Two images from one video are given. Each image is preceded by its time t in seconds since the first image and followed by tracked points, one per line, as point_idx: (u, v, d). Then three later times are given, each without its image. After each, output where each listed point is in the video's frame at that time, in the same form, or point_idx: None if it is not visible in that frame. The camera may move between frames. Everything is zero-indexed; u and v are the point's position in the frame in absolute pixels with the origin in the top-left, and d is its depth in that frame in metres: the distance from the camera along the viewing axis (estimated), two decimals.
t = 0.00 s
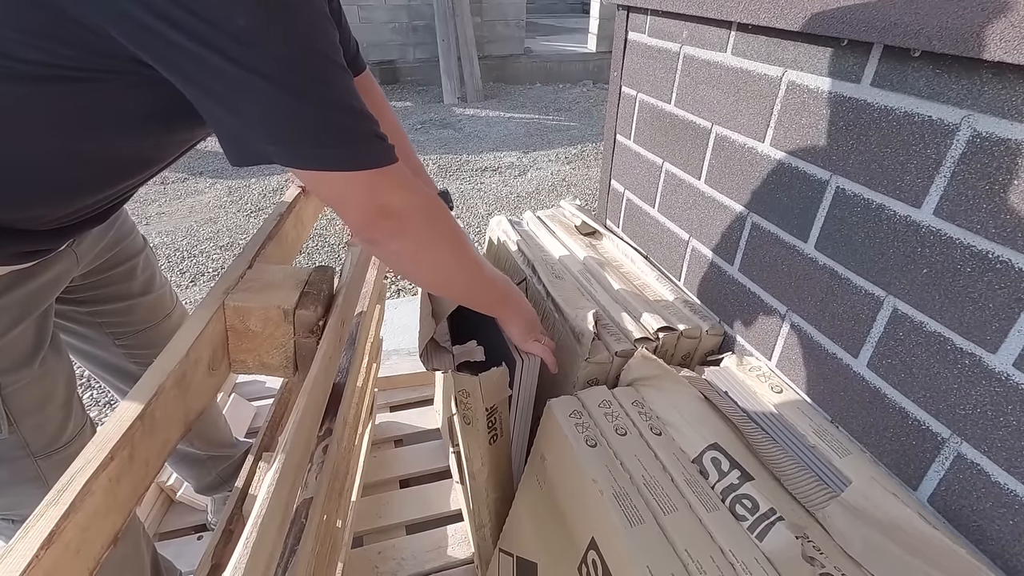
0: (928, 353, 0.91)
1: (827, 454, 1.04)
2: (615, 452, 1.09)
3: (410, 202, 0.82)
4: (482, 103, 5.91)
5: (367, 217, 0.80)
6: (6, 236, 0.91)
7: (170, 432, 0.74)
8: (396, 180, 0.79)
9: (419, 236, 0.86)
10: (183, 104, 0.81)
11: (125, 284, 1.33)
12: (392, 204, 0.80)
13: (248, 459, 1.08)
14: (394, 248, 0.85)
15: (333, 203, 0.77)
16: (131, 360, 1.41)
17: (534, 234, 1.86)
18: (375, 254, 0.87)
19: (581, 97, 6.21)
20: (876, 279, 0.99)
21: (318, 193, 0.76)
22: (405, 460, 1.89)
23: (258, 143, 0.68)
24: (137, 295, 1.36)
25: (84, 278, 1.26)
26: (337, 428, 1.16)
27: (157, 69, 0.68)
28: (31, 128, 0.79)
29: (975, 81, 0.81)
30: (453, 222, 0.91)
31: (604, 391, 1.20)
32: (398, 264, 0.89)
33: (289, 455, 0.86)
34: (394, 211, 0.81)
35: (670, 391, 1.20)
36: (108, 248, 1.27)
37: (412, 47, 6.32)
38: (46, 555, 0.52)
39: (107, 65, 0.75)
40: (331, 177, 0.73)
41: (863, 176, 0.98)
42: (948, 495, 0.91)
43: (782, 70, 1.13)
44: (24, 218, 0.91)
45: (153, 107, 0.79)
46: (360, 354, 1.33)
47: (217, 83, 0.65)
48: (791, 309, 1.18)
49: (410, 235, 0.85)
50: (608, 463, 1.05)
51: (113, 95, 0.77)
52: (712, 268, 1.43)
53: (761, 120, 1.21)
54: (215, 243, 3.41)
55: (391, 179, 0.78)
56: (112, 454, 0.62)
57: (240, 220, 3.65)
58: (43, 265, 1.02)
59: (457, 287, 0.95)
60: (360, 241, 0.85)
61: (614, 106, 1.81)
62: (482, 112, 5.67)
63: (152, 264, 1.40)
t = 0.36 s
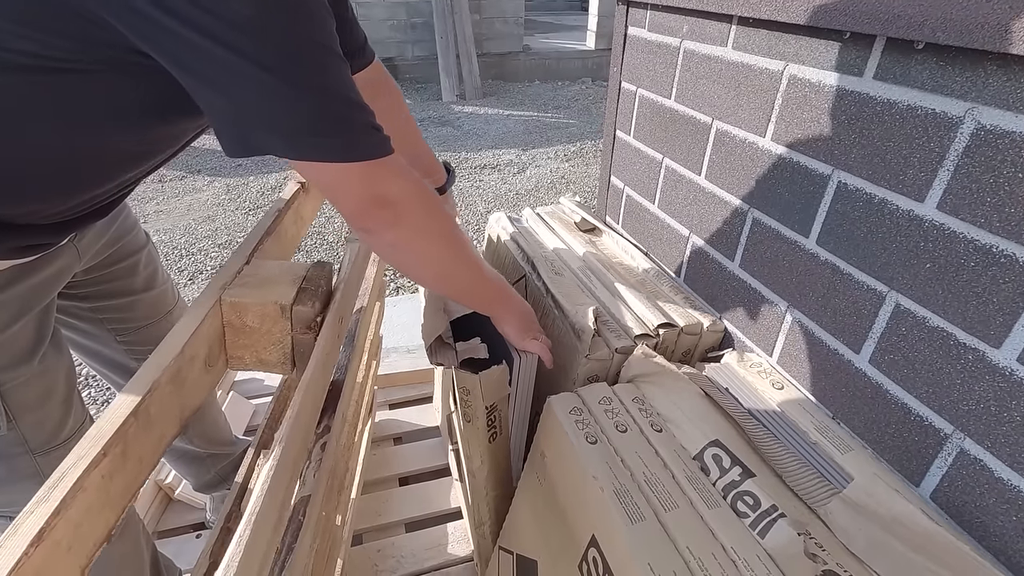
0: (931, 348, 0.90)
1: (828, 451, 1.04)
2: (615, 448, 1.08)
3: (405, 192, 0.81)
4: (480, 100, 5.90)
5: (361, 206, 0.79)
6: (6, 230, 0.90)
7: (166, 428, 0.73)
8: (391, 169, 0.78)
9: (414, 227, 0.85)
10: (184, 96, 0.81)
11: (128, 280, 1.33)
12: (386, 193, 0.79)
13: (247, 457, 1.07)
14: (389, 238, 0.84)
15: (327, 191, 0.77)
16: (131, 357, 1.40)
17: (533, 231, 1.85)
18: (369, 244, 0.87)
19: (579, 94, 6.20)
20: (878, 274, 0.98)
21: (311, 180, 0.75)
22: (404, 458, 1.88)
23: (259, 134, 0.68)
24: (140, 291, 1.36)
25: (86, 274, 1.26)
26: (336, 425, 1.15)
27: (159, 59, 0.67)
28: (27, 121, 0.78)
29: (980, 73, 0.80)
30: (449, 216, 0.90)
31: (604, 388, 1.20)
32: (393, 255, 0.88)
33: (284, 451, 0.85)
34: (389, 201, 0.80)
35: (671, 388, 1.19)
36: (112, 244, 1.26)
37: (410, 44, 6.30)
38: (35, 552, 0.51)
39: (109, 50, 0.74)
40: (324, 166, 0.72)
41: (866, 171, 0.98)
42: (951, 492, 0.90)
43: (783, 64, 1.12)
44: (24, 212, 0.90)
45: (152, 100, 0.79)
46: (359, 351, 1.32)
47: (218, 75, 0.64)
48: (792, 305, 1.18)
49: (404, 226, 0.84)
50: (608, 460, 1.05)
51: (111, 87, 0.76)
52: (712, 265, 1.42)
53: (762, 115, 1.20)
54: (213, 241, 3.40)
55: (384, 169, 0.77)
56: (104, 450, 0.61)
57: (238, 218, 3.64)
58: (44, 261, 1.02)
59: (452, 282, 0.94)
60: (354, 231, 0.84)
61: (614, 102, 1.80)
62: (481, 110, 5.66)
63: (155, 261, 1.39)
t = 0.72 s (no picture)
0: (923, 346, 0.91)
1: (822, 448, 1.05)
2: (612, 446, 1.09)
3: (366, 202, 0.80)
4: (477, 98, 5.89)
5: (320, 214, 0.78)
6: (14, 225, 0.90)
7: (189, 428, 0.73)
8: (351, 181, 0.76)
9: (376, 236, 0.83)
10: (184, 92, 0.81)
11: (129, 275, 1.33)
12: (346, 202, 0.78)
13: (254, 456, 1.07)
14: (350, 245, 0.84)
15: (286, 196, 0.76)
16: (133, 352, 1.40)
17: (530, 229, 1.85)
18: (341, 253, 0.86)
19: (576, 92, 6.19)
20: (872, 273, 0.99)
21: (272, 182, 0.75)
22: (403, 456, 1.89)
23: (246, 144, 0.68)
24: (142, 286, 1.36)
25: (88, 268, 1.26)
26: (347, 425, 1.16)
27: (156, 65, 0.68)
28: (26, 120, 0.79)
29: (971, 74, 0.81)
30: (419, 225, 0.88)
31: (600, 386, 1.20)
32: (358, 260, 0.87)
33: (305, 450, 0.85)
34: (348, 210, 0.79)
35: (667, 386, 1.20)
36: (114, 240, 1.27)
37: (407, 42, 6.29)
38: (77, 551, 0.51)
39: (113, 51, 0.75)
40: (293, 172, 0.72)
41: (859, 170, 0.98)
42: (943, 487, 0.91)
43: (778, 63, 1.13)
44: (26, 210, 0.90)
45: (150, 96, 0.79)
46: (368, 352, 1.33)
47: (211, 84, 0.65)
48: (787, 303, 1.18)
49: (365, 234, 0.83)
50: (605, 458, 1.06)
51: (110, 83, 0.77)
52: (708, 263, 1.42)
53: (757, 114, 1.20)
54: (210, 240, 3.39)
55: (343, 179, 0.75)
56: (137, 450, 0.61)
57: (235, 216, 3.64)
58: (49, 256, 1.02)
59: (421, 290, 0.92)
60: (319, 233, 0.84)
61: (610, 101, 1.81)
62: (478, 107, 5.65)
63: (156, 256, 1.40)
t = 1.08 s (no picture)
0: (924, 342, 0.91)
1: (822, 444, 1.04)
2: (611, 444, 1.08)
3: (341, 205, 0.80)
4: (475, 95, 5.88)
5: (293, 216, 0.79)
6: (30, 216, 0.95)
7: (143, 429, 0.72)
8: (325, 183, 0.77)
9: (350, 240, 0.83)
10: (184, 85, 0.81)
11: (140, 263, 1.33)
12: (319, 205, 0.78)
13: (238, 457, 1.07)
14: (325, 248, 0.84)
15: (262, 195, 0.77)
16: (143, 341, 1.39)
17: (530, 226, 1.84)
18: (321, 261, 0.87)
19: (575, 88, 6.18)
20: (872, 268, 0.98)
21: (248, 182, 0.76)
22: (402, 454, 1.89)
23: (241, 155, 0.70)
24: (152, 274, 1.36)
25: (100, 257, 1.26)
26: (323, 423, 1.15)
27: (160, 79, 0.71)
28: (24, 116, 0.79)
29: (972, 68, 0.80)
30: (398, 231, 0.88)
31: (600, 384, 1.20)
32: (334, 263, 0.87)
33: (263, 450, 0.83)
34: (322, 213, 0.79)
35: (667, 383, 1.19)
36: (124, 229, 1.27)
37: (405, 39, 6.26)
38: (7, 556, 0.50)
39: (121, 31, 0.79)
40: (269, 173, 0.73)
41: (859, 165, 0.98)
42: (944, 483, 0.91)
43: (778, 58, 1.12)
44: (37, 207, 0.94)
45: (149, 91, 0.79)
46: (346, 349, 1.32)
47: (207, 94, 0.67)
48: (787, 299, 1.18)
49: (339, 238, 0.83)
50: (604, 456, 1.05)
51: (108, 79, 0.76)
52: (708, 259, 1.42)
53: (756, 109, 1.20)
54: (207, 238, 3.38)
55: (316, 181, 0.76)
56: (79, 452, 0.60)
57: (232, 214, 3.63)
58: (64, 247, 1.07)
59: (399, 296, 0.92)
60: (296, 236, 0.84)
61: (610, 97, 1.80)
62: (476, 104, 5.64)
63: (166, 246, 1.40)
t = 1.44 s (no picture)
0: (922, 339, 0.90)
1: (819, 440, 1.02)
2: (608, 442, 1.07)
3: (336, 196, 0.79)
4: (472, 93, 5.86)
5: (288, 205, 0.78)
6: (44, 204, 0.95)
7: (134, 428, 0.71)
8: (320, 172, 0.76)
9: (346, 231, 0.82)
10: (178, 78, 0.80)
11: (149, 254, 1.33)
12: (315, 194, 0.77)
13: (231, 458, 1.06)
14: (320, 238, 0.83)
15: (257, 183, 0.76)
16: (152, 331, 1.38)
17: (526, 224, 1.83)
18: (317, 252, 0.86)
19: (573, 86, 6.16)
20: (870, 265, 0.97)
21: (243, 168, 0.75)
22: (399, 453, 1.88)
23: (243, 141, 0.69)
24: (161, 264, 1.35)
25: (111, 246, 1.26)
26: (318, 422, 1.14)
27: (168, 65, 0.71)
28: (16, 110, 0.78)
29: (972, 63, 0.79)
30: (394, 224, 0.87)
31: (596, 381, 1.19)
32: (329, 256, 0.86)
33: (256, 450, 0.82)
34: (318, 202, 0.78)
35: (663, 381, 1.18)
36: (133, 219, 1.27)
37: (402, 37, 6.24)
38: None
39: (119, 21, 0.78)
40: (270, 161, 0.72)
41: (857, 161, 0.97)
42: (942, 481, 0.90)
43: (775, 54, 1.11)
44: (43, 194, 0.94)
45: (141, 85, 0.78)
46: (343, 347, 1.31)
47: (208, 78, 0.66)
48: (785, 297, 1.17)
49: (335, 229, 0.82)
50: (600, 454, 1.04)
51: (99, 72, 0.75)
52: (706, 256, 1.41)
53: (754, 105, 1.19)
54: (204, 236, 3.37)
55: (312, 170, 0.75)
56: (67, 452, 0.59)
57: (229, 213, 3.61)
58: (76, 236, 1.07)
59: (394, 290, 0.91)
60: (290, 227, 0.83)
61: (607, 93, 1.79)
62: (473, 102, 5.62)
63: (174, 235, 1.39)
